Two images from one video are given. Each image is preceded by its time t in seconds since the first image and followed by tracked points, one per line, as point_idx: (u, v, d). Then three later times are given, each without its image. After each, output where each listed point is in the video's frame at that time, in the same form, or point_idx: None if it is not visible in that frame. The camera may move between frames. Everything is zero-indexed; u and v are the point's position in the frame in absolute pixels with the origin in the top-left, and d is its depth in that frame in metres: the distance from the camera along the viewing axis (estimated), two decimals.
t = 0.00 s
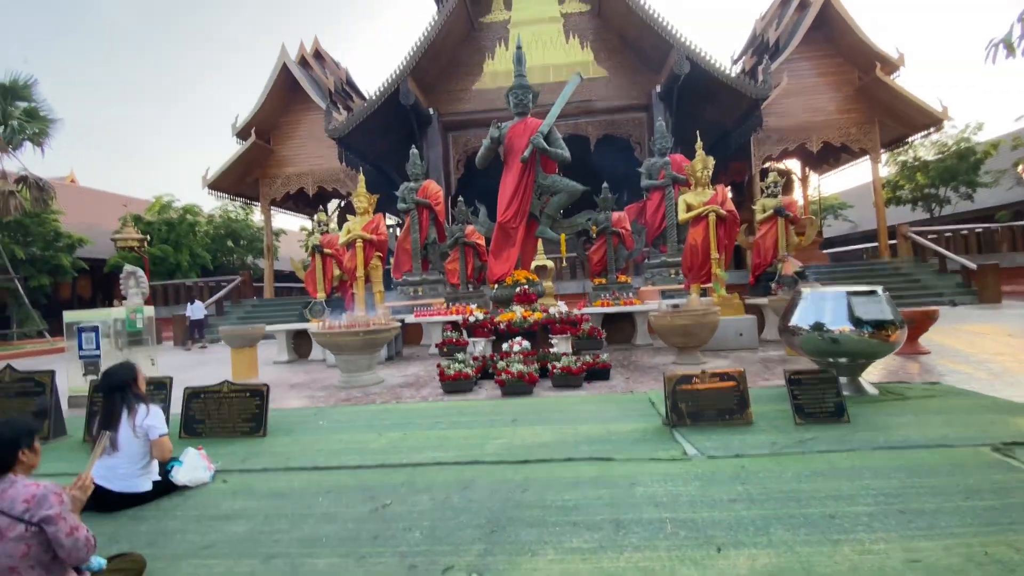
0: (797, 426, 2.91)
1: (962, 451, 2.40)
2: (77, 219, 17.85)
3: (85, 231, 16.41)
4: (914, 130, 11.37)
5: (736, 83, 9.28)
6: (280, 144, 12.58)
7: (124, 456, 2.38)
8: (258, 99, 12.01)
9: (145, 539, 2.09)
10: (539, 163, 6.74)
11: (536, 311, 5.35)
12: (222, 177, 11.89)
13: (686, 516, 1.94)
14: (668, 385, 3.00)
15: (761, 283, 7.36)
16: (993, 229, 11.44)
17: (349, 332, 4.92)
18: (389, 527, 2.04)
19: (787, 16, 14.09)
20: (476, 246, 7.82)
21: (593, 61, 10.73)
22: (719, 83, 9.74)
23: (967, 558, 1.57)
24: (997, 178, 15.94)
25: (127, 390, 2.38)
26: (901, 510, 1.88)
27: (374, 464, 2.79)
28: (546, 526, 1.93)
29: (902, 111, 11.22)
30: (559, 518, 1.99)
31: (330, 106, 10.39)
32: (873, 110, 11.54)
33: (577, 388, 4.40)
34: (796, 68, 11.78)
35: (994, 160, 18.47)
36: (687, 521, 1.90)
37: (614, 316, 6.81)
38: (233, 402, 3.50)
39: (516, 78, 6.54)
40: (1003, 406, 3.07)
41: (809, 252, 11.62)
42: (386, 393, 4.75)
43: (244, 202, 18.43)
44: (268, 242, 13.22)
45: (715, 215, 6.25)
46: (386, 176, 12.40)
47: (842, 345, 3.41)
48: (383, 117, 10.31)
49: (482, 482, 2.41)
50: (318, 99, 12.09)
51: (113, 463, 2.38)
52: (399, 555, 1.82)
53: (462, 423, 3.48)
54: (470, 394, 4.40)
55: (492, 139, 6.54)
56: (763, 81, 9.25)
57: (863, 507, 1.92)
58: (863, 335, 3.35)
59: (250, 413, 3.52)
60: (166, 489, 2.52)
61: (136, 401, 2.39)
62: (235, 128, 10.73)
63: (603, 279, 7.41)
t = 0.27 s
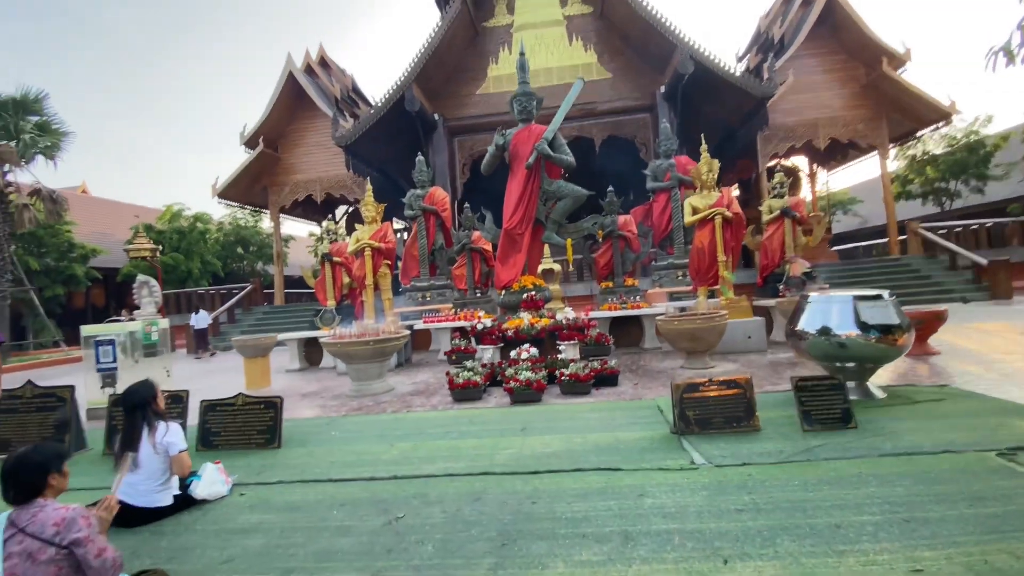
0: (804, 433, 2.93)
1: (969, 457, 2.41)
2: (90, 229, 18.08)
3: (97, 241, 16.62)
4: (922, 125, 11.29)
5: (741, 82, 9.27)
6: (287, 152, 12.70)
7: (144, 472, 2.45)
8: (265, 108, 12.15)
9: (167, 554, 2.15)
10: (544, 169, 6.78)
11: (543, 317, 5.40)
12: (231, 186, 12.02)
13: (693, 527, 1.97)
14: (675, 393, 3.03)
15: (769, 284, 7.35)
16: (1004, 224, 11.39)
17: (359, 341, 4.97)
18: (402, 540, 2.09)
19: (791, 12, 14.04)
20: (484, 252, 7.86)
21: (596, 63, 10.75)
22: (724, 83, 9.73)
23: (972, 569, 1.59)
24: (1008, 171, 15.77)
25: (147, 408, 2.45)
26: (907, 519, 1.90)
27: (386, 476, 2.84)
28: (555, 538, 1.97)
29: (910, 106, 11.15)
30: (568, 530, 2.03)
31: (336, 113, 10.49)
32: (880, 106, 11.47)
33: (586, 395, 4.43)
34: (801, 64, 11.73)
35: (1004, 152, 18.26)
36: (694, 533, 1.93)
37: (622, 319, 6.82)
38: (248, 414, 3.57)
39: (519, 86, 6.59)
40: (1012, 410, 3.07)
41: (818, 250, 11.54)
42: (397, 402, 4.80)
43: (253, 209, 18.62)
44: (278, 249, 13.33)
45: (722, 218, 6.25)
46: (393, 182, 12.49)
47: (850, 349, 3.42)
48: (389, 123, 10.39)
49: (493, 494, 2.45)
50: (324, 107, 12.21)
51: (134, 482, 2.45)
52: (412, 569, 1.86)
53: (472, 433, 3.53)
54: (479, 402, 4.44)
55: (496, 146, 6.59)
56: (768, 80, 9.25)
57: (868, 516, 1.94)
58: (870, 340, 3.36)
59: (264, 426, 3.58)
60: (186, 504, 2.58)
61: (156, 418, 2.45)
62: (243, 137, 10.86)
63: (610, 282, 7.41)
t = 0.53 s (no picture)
0: (810, 432, 2.94)
1: (975, 455, 2.42)
2: (100, 234, 18.26)
3: (108, 246, 16.78)
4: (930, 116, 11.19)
5: (745, 77, 9.23)
6: (293, 155, 12.79)
7: (161, 478, 2.50)
8: (271, 111, 12.23)
9: (185, 558, 2.21)
10: (549, 169, 6.80)
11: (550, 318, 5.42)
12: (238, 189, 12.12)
13: (698, 528, 1.99)
14: (681, 393, 3.05)
15: (775, 281, 7.34)
16: (1015, 216, 11.36)
17: (368, 343, 5.01)
18: (413, 542, 2.12)
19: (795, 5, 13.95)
20: (489, 252, 7.89)
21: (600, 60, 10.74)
22: (728, 78, 9.70)
23: (976, 568, 1.60)
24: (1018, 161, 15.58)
25: (163, 414, 2.51)
26: (912, 519, 1.92)
27: (396, 478, 2.88)
28: (562, 540, 2.00)
29: (918, 98, 11.07)
30: (575, 532, 2.06)
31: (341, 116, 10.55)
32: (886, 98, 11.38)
33: (593, 394, 4.45)
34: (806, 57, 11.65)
35: (1014, 142, 18.05)
36: (700, 534, 1.95)
37: (628, 318, 6.83)
38: (260, 419, 3.62)
39: (523, 86, 6.60)
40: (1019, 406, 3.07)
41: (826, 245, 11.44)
42: (406, 403, 4.85)
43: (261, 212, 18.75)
44: (285, 251, 13.43)
45: (727, 214, 6.26)
46: (399, 183, 12.54)
47: (856, 347, 3.42)
48: (394, 124, 10.43)
49: (501, 496, 2.48)
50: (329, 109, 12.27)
51: (155, 488, 2.50)
52: (423, 571, 1.90)
53: (480, 434, 3.56)
54: (487, 403, 4.48)
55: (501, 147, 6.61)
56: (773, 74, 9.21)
57: (873, 516, 1.96)
58: (877, 338, 3.35)
59: (276, 429, 3.64)
60: (201, 508, 2.63)
61: (172, 425, 2.51)
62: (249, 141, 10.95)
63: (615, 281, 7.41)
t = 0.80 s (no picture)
0: (805, 433, 2.97)
1: (968, 455, 2.45)
2: (100, 236, 18.26)
3: (107, 248, 16.78)
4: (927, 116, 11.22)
5: (742, 78, 9.26)
6: (292, 157, 12.80)
7: (162, 481, 2.52)
8: (269, 114, 12.24)
9: (186, 561, 2.22)
10: (547, 171, 6.83)
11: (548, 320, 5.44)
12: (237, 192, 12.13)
13: (694, 528, 2.02)
14: (678, 395, 3.07)
15: (773, 282, 7.37)
16: (1012, 215, 11.38)
17: (367, 346, 5.03)
18: (412, 544, 2.15)
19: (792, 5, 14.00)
20: (488, 254, 7.91)
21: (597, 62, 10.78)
22: (725, 79, 9.74)
23: (968, 567, 1.63)
24: (1015, 160, 15.61)
25: (164, 419, 2.52)
26: (906, 519, 1.94)
27: (395, 480, 2.90)
28: (560, 541, 2.02)
29: (915, 97, 11.10)
30: (572, 533, 2.08)
31: (340, 118, 10.57)
32: (883, 98, 11.41)
33: (591, 396, 4.47)
34: (804, 58, 11.69)
35: (1011, 141, 18.08)
36: (696, 534, 1.97)
37: (626, 319, 6.85)
38: (259, 421, 3.64)
39: (521, 89, 6.63)
40: (1013, 406, 3.10)
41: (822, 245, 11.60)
42: (405, 405, 4.87)
43: (260, 214, 18.77)
44: (284, 253, 13.44)
45: (725, 216, 6.28)
46: (397, 185, 12.56)
47: (851, 348, 3.45)
48: (392, 126, 10.45)
49: (500, 497, 2.51)
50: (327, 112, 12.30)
51: (156, 491, 2.52)
52: (422, 573, 1.92)
53: (478, 436, 3.59)
54: (485, 405, 4.50)
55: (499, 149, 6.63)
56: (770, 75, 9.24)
57: (866, 516, 1.98)
58: (872, 338, 3.39)
59: (276, 432, 3.66)
60: (202, 511, 2.65)
61: (173, 429, 2.53)
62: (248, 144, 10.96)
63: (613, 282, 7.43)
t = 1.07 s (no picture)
0: (795, 432, 2.99)
1: (954, 454, 2.48)
2: (90, 234, 18.11)
3: (96, 246, 16.63)
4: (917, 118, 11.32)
5: (735, 79, 9.31)
6: (284, 155, 12.74)
7: (151, 481, 2.51)
8: (262, 111, 12.17)
9: (175, 561, 2.22)
10: (540, 171, 6.83)
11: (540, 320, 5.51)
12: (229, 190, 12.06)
13: (684, 527, 2.03)
14: (668, 394, 3.09)
15: (764, 282, 7.42)
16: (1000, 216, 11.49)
17: (359, 345, 5.01)
18: (402, 543, 2.15)
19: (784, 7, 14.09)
20: (481, 254, 7.90)
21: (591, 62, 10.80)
22: (718, 80, 9.78)
23: (952, 565, 1.65)
24: (1004, 162, 15.77)
25: (154, 418, 2.51)
26: (892, 517, 1.96)
27: (386, 479, 2.90)
28: (551, 540, 2.03)
29: (905, 100, 11.20)
30: (563, 532, 2.09)
31: (332, 116, 10.53)
32: (874, 100, 11.51)
33: (583, 395, 4.49)
34: (795, 60, 11.77)
35: (1000, 144, 18.27)
36: (685, 533, 1.99)
37: (619, 319, 6.87)
38: (250, 421, 3.62)
39: (514, 88, 6.64)
40: (999, 406, 3.13)
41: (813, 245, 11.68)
42: (397, 405, 4.86)
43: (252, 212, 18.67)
44: (276, 252, 13.37)
45: (716, 216, 6.31)
46: (391, 184, 12.53)
47: (840, 348, 3.48)
48: (385, 125, 10.42)
49: (491, 497, 2.51)
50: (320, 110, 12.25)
51: (145, 491, 2.51)
52: (413, 572, 1.92)
53: (470, 436, 3.59)
54: (478, 405, 4.50)
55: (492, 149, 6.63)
56: (762, 76, 9.29)
57: (853, 514, 2.01)
58: (860, 338, 3.42)
59: (266, 432, 3.64)
60: (192, 511, 2.64)
61: (162, 428, 2.52)
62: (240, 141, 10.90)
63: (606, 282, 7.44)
